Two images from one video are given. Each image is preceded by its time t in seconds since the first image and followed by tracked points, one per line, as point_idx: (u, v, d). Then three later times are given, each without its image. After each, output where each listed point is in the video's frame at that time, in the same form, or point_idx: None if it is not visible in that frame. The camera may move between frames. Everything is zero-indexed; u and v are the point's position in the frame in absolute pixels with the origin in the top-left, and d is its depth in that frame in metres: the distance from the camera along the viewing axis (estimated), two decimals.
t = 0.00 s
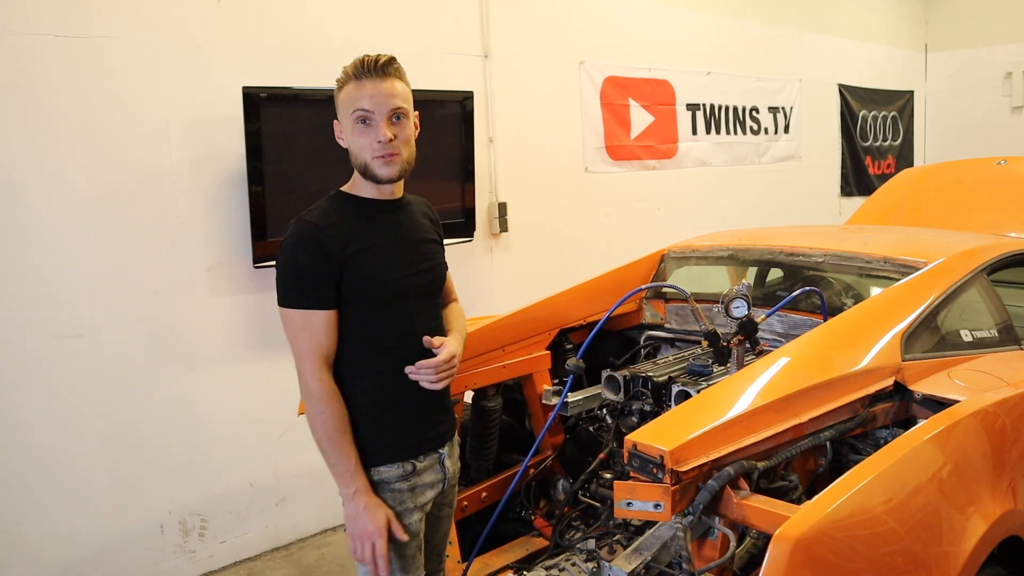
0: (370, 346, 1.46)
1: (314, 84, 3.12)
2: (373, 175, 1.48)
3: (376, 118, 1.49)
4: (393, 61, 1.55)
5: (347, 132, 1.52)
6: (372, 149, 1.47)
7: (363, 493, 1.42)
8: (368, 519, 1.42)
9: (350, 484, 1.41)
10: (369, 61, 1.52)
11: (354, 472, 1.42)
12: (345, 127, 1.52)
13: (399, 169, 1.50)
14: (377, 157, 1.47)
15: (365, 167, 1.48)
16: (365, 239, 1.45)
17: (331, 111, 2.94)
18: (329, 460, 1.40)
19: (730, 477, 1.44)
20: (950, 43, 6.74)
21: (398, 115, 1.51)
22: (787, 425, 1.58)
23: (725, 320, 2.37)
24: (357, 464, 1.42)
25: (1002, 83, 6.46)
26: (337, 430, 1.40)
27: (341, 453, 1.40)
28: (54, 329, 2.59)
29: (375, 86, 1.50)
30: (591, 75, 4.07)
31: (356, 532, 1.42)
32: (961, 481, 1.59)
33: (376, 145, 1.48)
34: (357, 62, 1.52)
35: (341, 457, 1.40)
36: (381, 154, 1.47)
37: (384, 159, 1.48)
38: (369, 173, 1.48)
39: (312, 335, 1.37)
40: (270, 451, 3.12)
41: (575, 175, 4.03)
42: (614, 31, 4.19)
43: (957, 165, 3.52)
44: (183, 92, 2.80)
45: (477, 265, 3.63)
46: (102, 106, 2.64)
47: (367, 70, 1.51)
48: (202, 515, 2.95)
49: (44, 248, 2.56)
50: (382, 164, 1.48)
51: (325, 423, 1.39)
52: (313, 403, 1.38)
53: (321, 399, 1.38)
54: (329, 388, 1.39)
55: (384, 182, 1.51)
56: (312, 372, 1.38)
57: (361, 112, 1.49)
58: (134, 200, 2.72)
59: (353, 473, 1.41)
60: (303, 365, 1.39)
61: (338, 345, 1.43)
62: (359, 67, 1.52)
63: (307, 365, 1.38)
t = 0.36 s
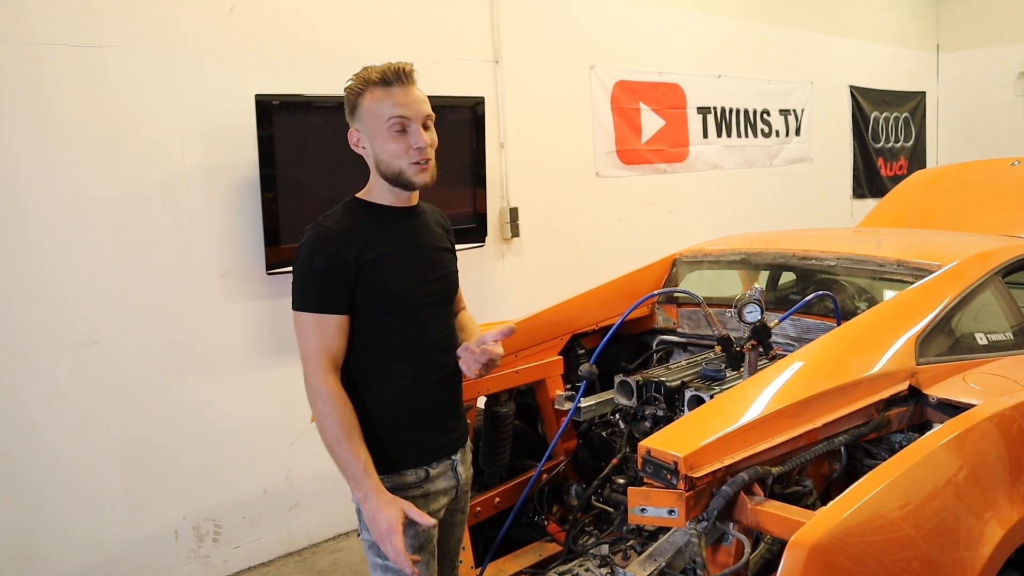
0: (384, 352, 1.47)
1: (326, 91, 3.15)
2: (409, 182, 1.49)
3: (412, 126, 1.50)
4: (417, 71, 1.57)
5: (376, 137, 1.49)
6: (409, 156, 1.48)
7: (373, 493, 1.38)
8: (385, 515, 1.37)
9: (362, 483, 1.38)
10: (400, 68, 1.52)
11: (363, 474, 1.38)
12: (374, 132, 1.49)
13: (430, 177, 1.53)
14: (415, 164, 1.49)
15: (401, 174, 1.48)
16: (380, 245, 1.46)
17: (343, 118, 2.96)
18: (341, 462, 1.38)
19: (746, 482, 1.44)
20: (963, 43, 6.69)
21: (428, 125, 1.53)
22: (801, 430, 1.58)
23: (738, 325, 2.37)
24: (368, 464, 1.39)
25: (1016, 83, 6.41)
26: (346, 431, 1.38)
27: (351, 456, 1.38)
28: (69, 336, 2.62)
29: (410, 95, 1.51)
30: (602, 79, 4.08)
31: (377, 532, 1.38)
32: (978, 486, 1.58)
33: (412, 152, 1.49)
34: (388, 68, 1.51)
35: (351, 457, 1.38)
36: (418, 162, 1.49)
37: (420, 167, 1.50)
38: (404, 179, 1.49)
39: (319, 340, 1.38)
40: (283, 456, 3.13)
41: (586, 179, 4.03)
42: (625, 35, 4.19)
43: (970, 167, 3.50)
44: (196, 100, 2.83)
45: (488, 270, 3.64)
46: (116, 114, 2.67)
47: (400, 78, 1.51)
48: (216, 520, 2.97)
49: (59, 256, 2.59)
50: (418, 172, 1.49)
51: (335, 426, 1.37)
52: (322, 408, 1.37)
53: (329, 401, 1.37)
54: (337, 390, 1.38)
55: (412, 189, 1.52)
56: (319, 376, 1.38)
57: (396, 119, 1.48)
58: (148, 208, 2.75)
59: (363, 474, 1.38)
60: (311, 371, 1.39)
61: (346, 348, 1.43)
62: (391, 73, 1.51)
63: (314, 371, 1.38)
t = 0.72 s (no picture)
0: (391, 362, 1.47)
1: (333, 101, 3.17)
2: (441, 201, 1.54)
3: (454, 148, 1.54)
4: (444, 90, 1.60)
5: (421, 150, 1.49)
6: (449, 176, 1.53)
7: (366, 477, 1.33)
8: (378, 496, 1.31)
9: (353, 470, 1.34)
10: (442, 88, 1.55)
11: (354, 460, 1.35)
12: (420, 146, 1.49)
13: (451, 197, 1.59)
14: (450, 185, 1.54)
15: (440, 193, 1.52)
16: (384, 256, 1.47)
17: (349, 128, 2.98)
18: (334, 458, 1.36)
19: (752, 491, 1.43)
20: (969, 49, 6.68)
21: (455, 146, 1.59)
22: (809, 438, 1.57)
23: (744, 333, 2.35)
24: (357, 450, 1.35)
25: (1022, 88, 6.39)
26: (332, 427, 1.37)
27: (340, 447, 1.36)
28: (77, 346, 2.64)
29: (453, 117, 1.54)
30: (607, 87, 4.09)
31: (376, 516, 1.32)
32: (988, 493, 1.57)
33: (448, 173, 1.53)
34: (435, 87, 1.52)
35: (341, 448, 1.36)
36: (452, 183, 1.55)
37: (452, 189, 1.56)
38: (438, 198, 1.53)
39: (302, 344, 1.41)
40: (290, 465, 3.14)
41: (591, 187, 4.04)
42: (629, 44, 4.21)
43: (978, 173, 3.49)
44: (204, 111, 2.85)
45: (495, 278, 3.65)
46: (124, 126, 2.69)
47: (443, 98, 1.54)
48: (223, 529, 2.97)
49: (68, 267, 2.61)
50: (449, 193, 1.55)
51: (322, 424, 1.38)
52: (307, 408, 1.38)
53: (311, 400, 1.38)
54: (319, 389, 1.39)
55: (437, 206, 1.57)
56: (302, 380, 1.40)
57: (445, 137, 1.51)
58: (156, 219, 2.76)
59: (354, 459, 1.34)
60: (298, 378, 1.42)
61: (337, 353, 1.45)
62: (436, 92, 1.53)
63: (299, 374, 1.40)
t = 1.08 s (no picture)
0: (394, 369, 1.47)
1: (336, 107, 3.17)
2: (406, 196, 1.51)
3: (419, 141, 1.51)
4: (435, 87, 1.58)
5: (384, 150, 1.53)
6: (411, 170, 1.50)
7: (418, 502, 1.44)
8: (433, 525, 1.44)
9: (403, 496, 1.41)
10: (414, 84, 1.54)
11: (403, 484, 1.42)
12: (383, 145, 1.52)
13: (432, 195, 1.53)
14: (412, 179, 1.50)
15: (399, 187, 1.50)
16: (392, 262, 1.47)
17: (352, 133, 2.99)
18: (373, 479, 1.40)
19: (756, 496, 1.43)
20: (972, 53, 6.68)
21: (437, 140, 1.54)
22: (812, 444, 1.57)
23: (747, 338, 2.37)
24: (401, 475, 1.43)
25: None
26: (375, 449, 1.40)
27: (385, 470, 1.40)
28: (81, 352, 2.65)
29: (420, 110, 1.52)
30: (609, 92, 4.10)
31: (423, 539, 1.43)
32: (992, 499, 1.57)
33: (410, 167, 1.50)
34: (401, 84, 1.54)
35: (385, 472, 1.41)
36: (418, 176, 1.50)
37: (420, 181, 1.50)
38: (403, 194, 1.51)
39: (340, 358, 1.39)
40: (293, 470, 3.14)
41: (594, 192, 4.04)
42: (631, 49, 4.21)
43: (981, 177, 3.48)
44: (207, 117, 2.86)
45: (497, 283, 3.65)
46: (127, 132, 2.70)
47: (412, 93, 1.53)
48: (227, 535, 2.98)
49: (71, 273, 2.62)
50: (416, 187, 1.50)
51: (366, 444, 1.39)
52: (350, 428, 1.38)
53: (356, 420, 1.38)
54: (362, 408, 1.39)
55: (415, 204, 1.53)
56: (344, 395, 1.38)
57: (404, 132, 1.50)
58: (160, 225, 2.78)
59: (404, 484, 1.42)
60: (333, 390, 1.39)
61: (364, 363, 1.43)
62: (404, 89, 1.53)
63: (338, 390, 1.38)
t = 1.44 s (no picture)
0: (392, 374, 1.47)
1: (334, 111, 3.18)
2: (396, 202, 1.50)
3: (403, 146, 1.51)
4: (423, 90, 1.57)
5: (374, 159, 1.54)
6: (397, 176, 1.49)
7: (383, 522, 1.40)
8: (392, 548, 1.40)
9: (369, 513, 1.39)
10: (398, 90, 1.54)
11: (372, 500, 1.40)
12: (372, 155, 1.54)
13: (422, 198, 1.51)
14: (399, 184, 1.49)
15: (388, 194, 1.50)
16: (389, 266, 1.47)
17: (351, 138, 2.99)
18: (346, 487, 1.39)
19: (755, 500, 1.43)
20: (969, 56, 6.69)
21: (424, 143, 1.53)
22: (811, 448, 1.57)
23: (745, 341, 2.36)
24: (373, 491, 1.41)
25: None
26: (355, 458, 1.39)
27: (360, 481, 1.39)
28: (79, 356, 2.64)
29: (403, 114, 1.52)
30: (607, 96, 4.10)
31: (380, 559, 1.41)
32: (992, 502, 1.56)
33: (396, 173, 1.50)
34: (386, 91, 1.55)
35: (358, 485, 1.39)
36: (404, 181, 1.49)
37: (406, 186, 1.49)
38: (392, 200, 1.51)
39: (332, 361, 1.38)
40: (292, 474, 3.13)
41: (592, 195, 4.04)
42: (629, 52, 4.22)
43: (980, 180, 3.48)
44: (205, 121, 2.86)
45: (496, 287, 3.65)
46: (126, 137, 2.70)
47: (396, 98, 1.53)
48: (226, 540, 2.97)
49: (70, 277, 2.62)
50: (404, 192, 1.49)
51: (346, 451, 1.38)
52: (333, 433, 1.38)
53: (341, 426, 1.38)
54: (349, 415, 1.39)
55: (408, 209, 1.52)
56: (333, 399, 1.38)
57: (387, 139, 1.51)
58: (158, 229, 2.77)
59: (372, 500, 1.40)
60: (324, 392, 1.39)
61: (357, 367, 1.43)
62: (388, 95, 1.54)
63: (328, 393, 1.39)
